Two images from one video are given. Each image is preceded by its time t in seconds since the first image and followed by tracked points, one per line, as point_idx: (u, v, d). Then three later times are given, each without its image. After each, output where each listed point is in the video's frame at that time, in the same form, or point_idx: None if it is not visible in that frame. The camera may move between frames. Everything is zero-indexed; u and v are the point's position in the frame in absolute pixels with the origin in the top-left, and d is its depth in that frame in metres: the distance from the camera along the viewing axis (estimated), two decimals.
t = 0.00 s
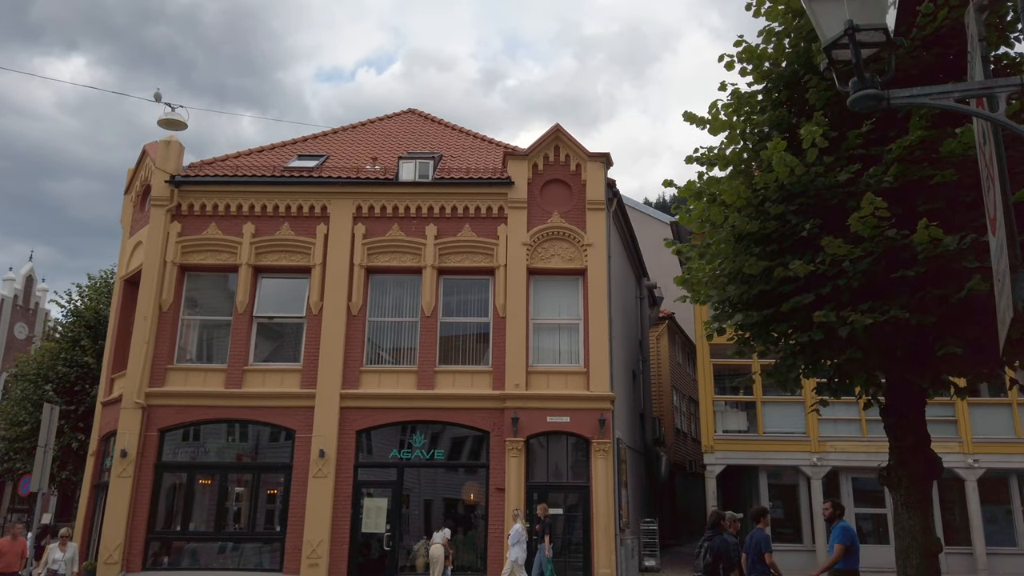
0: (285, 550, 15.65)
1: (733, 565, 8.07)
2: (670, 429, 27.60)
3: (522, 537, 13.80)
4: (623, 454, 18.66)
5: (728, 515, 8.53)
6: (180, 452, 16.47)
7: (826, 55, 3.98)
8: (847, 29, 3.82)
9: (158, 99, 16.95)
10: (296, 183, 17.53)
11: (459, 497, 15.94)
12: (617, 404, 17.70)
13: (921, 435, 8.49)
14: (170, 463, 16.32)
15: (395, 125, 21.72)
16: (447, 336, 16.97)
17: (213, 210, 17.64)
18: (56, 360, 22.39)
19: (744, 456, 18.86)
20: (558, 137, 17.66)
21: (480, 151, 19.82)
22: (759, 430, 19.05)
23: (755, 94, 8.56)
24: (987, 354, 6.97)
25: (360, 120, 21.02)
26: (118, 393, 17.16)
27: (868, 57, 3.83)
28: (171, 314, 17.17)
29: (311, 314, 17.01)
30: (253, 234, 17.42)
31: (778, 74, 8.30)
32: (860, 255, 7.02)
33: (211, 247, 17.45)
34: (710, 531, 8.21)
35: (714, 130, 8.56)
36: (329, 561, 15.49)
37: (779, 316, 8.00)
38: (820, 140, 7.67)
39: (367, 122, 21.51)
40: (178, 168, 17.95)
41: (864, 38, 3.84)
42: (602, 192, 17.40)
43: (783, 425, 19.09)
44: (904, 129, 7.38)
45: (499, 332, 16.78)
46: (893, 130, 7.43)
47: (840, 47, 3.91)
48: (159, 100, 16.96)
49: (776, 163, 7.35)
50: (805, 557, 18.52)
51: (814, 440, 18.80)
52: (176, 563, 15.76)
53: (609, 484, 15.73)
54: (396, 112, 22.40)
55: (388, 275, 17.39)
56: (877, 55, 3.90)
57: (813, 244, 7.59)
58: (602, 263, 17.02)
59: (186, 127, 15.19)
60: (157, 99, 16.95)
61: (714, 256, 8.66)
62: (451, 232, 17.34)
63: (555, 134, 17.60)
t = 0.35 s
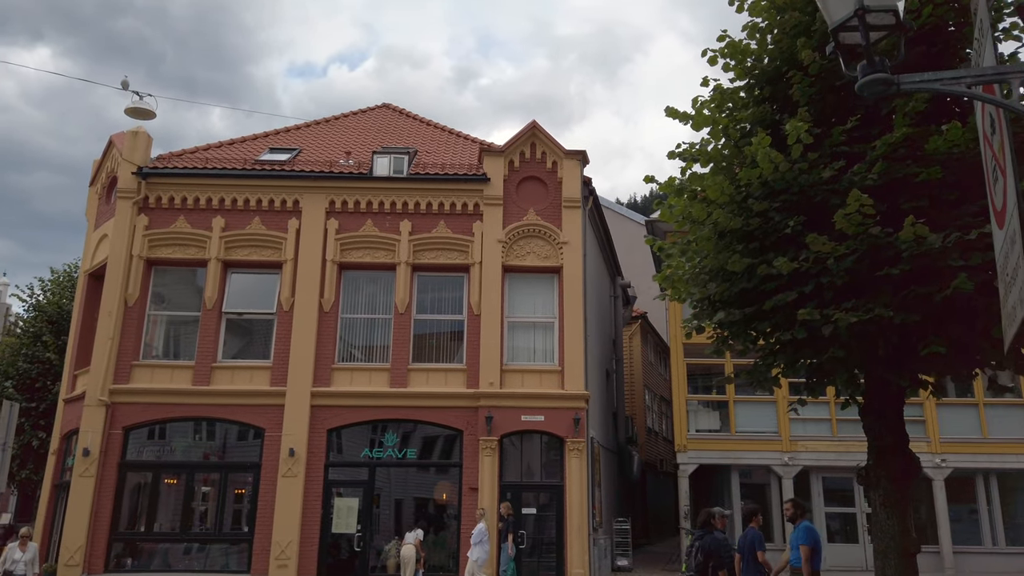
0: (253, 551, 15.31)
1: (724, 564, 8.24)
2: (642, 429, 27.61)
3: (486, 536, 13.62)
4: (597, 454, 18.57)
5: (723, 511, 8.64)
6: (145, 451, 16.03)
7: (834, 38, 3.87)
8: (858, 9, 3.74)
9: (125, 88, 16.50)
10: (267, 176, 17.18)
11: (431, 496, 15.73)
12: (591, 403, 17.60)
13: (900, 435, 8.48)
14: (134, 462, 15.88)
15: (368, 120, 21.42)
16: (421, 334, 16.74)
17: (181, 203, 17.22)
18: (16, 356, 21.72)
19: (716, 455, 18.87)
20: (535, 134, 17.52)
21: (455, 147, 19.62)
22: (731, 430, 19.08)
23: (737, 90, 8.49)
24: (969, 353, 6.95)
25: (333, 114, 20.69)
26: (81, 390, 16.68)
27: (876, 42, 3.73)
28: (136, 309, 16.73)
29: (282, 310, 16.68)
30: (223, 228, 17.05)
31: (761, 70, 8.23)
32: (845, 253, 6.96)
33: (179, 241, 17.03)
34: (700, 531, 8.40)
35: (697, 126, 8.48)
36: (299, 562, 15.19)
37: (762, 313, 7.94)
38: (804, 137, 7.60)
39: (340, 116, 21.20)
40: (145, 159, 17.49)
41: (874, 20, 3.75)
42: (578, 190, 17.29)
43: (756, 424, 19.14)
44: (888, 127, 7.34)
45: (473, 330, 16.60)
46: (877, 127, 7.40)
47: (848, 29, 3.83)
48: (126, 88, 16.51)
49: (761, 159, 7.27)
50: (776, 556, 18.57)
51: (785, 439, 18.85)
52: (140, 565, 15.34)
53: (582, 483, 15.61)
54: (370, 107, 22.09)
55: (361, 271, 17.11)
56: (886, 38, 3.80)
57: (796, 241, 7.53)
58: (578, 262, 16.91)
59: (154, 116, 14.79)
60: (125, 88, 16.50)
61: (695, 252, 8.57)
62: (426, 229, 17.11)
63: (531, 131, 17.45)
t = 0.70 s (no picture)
0: (217, 551, 14.92)
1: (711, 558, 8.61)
2: (612, 428, 27.58)
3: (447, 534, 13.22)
4: (568, 453, 18.45)
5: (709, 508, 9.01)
6: (105, 449, 15.55)
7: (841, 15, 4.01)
8: None
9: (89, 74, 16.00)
10: (236, 168, 16.77)
11: (401, 496, 15.47)
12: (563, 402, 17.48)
13: (877, 433, 8.46)
14: (94, 460, 15.40)
15: (340, 113, 21.07)
16: (392, 330, 16.47)
17: (146, 194, 16.74)
18: None
19: (687, 454, 18.85)
20: (509, 130, 17.34)
21: (428, 142, 19.37)
22: (702, 429, 19.08)
23: (719, 85, 8.40)
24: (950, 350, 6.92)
25: (304, 107, 20.33)
26: (38, 385, 16.14)
27: (888, 16, 3.77)
28: (98, 302, 16.24)
29: (249, 306, 16.30)
30: (189, 221, 16.61)
31: (743, 65, 8.16)
32: (827, 248, 6.90)
33: (143, 234, 16.56)
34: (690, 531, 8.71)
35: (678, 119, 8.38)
36: (264, 562, 14.84)
37: (743, 309, 7.86)
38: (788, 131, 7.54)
39: (311, 109, 20.83)
40: (108, 148, 16.97)
41: None
42: (552, 187, 17.15)
43: (726, 424, 19.17)
44: (870, 124, 7.32)
45: (445, 327, 16.37)
46: (860, 123, 7.36)
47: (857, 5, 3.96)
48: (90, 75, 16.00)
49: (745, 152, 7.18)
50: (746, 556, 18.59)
51: (755, 439, 18.90)
52: (98, 565, 14.87)
53: (554, 482, 15.45)
54: (341, 101, 21.75)
55: (331, 266, 16.79)
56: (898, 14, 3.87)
57: (779, 236, 7.45)
58: (552, 259, 16.77)
59: (118, 103, 14.34)
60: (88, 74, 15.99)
61: (676, 247, 8.46)
62: (398, 224, 16.84)
63: (506, 127, 17.27)
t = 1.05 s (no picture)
0: (182, 551, 14.54)
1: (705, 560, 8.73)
2: (586, 428, 27.49)
3: (410, 535, 13.04)
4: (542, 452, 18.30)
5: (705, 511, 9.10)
6: (67, 446, 15.08)
7: None
8: None
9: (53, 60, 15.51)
10: (206, 159, 16.37)
11: (373, 496, 15.19)
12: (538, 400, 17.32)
13: (857, 431, 8.44)
14: (55, 458, 14.93)
15: (313, 106, 20.72)
16: (365, 327, 16.18)
17: (112, 185, 16.28)
18: None
19: (661, 454, 18.78)
20: (486, 125, 17.13)
21: (404, 137, 19.11)
22: (676, 428, 19.04)
23: (703, 78, 8.30)
24: (933, 347, 6.88)
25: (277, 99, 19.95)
26: None
27: None
28: (61, 295, 15.75)
29: (218, 301, 15.92)
30: (157, 213, 16.18)
31: (728, 58, 8.06)
32: (812, 243, 6.83)
33: (109, 225, 16.11)
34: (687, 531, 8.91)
35: (661, 112, 8.26)
36: (232, 562, 14.50)
37: (725, 305, 7.77)
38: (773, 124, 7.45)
39: (284, 102, 20.45)
40: (73, 137, 16.47)
41: None
42: (529, 184, 16.98)
43: (700, 423, 19.14)
44: (855, 118, 7.25)
45: (419, 324, 16.12)
46: (844, 119, 7.30)
47: None
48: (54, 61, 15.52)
49: (730, 145, 7.07)
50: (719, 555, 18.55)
51: (729, 438, 18.91)
52: (58, 566, 14.41)
53: (529, 481, 15.27)
54: (315, 94, 21.39)
55: (303, 261, 16.46)
56: None
57: (763, 231, 7.36)
58: (528, 257, 16.61)
59: (84, 89, 13.90)
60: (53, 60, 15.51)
61: (658, 242, 8.34)
62: (373, 219, 16.56)
63: (483, 123, 17.06)
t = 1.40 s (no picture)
0: (143, 551, 14.10)
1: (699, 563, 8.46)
2: (556, 426, 27.35)
3: (367, 537, 12.58)
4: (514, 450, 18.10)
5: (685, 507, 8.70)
6: (23, 443, 14.54)
7: None
8: None
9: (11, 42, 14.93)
10: (171, 148, 15.90)
11: (341, 494, 14.86)
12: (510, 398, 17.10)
13: (835, 429, 8.37)
14: (10, 455, 14.39)
15: (283, 97, 20.28)
16: (335, 322, 15.83)
17: (73, 173, 15.74)
18: None
19: (632, 452, 18.69)
20: (460, 119, 16.84)
21: (376, 130, 18.78)
22: (648, 427, 18.96)
23: (685, 70, 8.15)
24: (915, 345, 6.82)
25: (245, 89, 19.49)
26: None
27: None
28: (17, 287, 15.19)
29: (183, 294, 15.47)
30: (120, 203, 15.68)
31: (710, 50, 7.93)
32: (797, 238, 6.72)
33: (69, 215, 15.57)
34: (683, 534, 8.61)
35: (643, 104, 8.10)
36: (194, 562, 14.09)
37: (707, 300, 7.65)
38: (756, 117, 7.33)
39: (253, 92, 19.99)
40: (32, 124, 15.89)
41: None
42: (503, 179, 16.75)
43: (671, 421, 19.08)
44: (838, 113, 7.17)
45: (391, 320, 15.80)
46: (828, 113, 7.20)
47: None
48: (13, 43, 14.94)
49: (714, 138, 6.93)
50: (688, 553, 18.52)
51: (700, 436, 18.90)
52: (12, 567, 13.89)
53: (501, 479, 15.04)
54: (285, 84, 20.94)
55: (271, 255, 16.06)
56: None
57: (745, 225, 7.24)
58: (501, 252, 16.38)
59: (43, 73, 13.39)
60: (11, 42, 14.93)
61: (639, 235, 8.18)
62: (344, 212, 16.20)
63: (457, 116, 16.78)
